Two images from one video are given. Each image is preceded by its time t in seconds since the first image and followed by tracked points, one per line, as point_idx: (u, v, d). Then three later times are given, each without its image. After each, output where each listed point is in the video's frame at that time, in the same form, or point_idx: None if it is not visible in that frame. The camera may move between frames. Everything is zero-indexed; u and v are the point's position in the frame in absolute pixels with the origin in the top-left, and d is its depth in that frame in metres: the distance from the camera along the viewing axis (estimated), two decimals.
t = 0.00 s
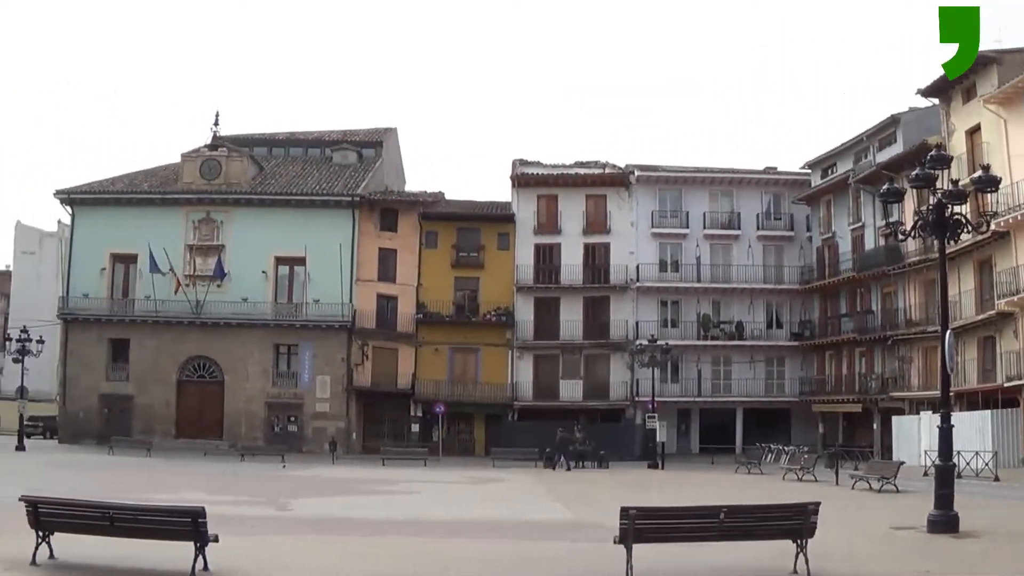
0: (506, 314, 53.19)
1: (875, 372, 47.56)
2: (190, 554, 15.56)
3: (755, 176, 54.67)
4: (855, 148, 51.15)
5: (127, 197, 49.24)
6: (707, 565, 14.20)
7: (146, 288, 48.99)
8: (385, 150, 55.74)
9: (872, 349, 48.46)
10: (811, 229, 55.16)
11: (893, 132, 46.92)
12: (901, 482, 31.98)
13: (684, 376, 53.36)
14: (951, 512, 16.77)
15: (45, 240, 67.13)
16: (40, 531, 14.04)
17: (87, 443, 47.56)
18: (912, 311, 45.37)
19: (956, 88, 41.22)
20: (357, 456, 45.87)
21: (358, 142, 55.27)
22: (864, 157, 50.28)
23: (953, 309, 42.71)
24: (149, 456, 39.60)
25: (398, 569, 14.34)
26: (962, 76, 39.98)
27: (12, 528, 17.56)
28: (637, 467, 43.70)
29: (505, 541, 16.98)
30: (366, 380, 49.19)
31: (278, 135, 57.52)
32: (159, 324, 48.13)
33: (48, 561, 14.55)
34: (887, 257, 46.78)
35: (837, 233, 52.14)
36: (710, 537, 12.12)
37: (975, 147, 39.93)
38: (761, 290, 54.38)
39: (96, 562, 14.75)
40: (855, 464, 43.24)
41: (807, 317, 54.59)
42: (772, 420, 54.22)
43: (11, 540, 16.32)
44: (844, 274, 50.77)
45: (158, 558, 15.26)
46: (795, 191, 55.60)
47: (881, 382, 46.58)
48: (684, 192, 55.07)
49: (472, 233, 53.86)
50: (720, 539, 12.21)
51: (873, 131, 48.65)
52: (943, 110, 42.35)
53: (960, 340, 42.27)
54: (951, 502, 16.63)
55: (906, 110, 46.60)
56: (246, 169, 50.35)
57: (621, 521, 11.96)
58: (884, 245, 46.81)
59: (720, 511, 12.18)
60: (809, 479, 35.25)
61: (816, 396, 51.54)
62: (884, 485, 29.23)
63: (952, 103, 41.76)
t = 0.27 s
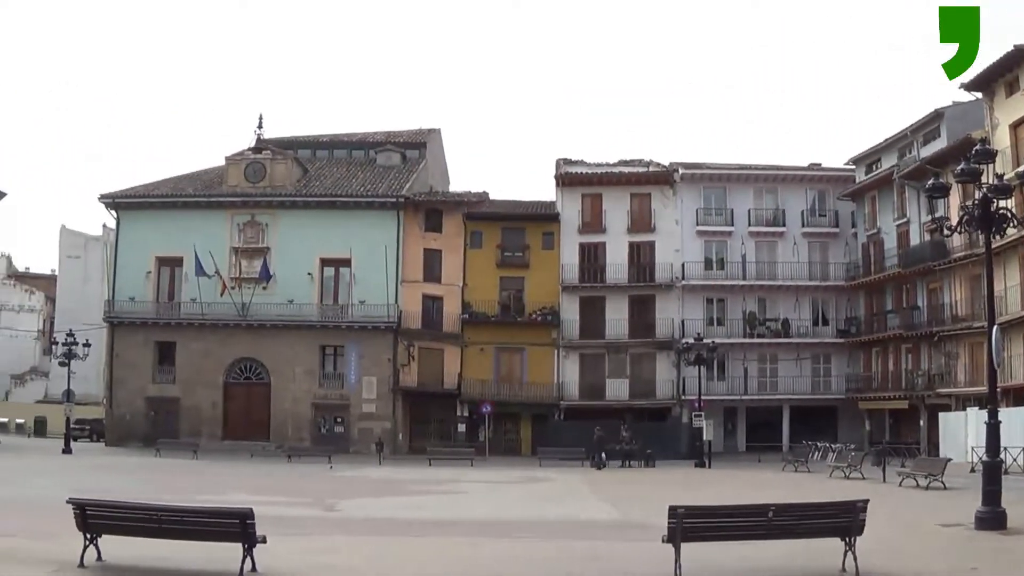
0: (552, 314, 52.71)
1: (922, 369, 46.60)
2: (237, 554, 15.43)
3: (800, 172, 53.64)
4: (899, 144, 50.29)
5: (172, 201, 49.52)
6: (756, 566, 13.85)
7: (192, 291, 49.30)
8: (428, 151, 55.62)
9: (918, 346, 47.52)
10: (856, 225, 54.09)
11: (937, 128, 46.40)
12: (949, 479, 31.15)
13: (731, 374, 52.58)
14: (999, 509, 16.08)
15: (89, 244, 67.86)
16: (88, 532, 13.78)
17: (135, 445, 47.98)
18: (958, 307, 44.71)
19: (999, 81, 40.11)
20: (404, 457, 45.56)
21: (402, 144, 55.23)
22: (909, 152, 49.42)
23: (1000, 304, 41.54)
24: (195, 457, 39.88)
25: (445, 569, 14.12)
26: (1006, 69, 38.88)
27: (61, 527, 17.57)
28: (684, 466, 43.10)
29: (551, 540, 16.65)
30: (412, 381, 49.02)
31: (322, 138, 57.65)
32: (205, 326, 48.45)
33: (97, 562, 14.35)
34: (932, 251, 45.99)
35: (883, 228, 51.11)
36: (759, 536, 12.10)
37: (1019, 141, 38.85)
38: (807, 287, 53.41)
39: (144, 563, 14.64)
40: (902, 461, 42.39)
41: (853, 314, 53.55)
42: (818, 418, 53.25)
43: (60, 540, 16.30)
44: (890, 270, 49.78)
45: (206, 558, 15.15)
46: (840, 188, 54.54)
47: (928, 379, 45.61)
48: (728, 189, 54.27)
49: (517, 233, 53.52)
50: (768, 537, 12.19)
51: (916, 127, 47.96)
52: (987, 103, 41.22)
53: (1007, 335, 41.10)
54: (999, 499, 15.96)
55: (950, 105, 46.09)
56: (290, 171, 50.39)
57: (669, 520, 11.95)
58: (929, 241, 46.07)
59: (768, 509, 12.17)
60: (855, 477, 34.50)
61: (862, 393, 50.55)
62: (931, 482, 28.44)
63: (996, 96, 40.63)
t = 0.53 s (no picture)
0: (592, 313, 52.27)
1: (962, 367, 45.77)
2: (280, 555, 15.33)
3: (839, 170, 52.76)
4: (938, 141, 49.45)
5: (212, 203, 49.83)
6: (807, 565, 13.61)
7: (232, 293, 49.51)
8: (467, 152, 55.54)
9: (959, 344, 46.68)
10: (896, 223, 53.16)
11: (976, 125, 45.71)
12: (991, 478, 30.46)
13: (772, 373, 51.82)
14: None
15: (129, 246, 68.03)
16: (130, 534, 13.68)
17: (176, 446, 48.29)
18: (999, 304, 44.03)
19: None
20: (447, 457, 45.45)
21: (441, 145, 55.16)
22: (948, 149, 48.58)
23: None
24: (237, 458, 40.10)
25: (489, 569, 13.97)
26: None
27: (103, 528, 17.53)
28: (725, 465, 42.56)
29: (596, 540, 16.41)
30: (453, 381, 48.95)
31: (360, 139, 57.70)
32: (246, 328, 48.67)
33: (138, 563, 14.14)
34: (972, 249, 45.21)
35: (923, 226, 50.24)
36: (801, 534, 12.33)
37: None
38: (848, 285, 52.54)
39: (186, 562, 14.55)
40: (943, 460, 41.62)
41: (893, 313, 52.59)
42: (859, 417, 52.37)
43: (102, 539, 16.25)
44: (930, 268, 48.89)
45: (247, 558, 15.05)
46: (880, 186, 53.61)
47: (968, 377, 44.79)
48: (768, 188, 53.53)
49: (557, 234, 53.12)
50: (810, 536, 12.42)
51: (955, 124, 47.18)
52: None
53: None
54: None
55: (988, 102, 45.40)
56: (330, 173, 50.69)
57: (712, 520, 12.17)
58: (970, 238, 45.29)
59: (809, 509, 12.42)
60: (896, 476, 33.85)
61: (902, 391, 49.66)
62: (972, 481, 27.77)
63: None
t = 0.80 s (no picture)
0: (631, 311, 51.92)
1: (1002, 363, 45.03)
2: (321, 554, 15.17)
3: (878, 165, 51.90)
4: (977, 136, 48.50)
5: (251, 204, 50.06)
6: (858, 565, 13.27)
7: (271, 293, 49.72)
8: (505, 151, 55.34)
9: (999, 340, 45.82)
10: (935, 218, 52.22)
11: (1015, 119, 44.81)
12: None
13: (811, 370, 51.05)
14: None
15: (168, 248, 68.83)
16: (171, 534, 13.51)
17: (216, 446, 48.57)
18: None
19: None
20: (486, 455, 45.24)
21: (478, 144, 55.01)
22: (987, 144, 47.59)
23: None
24: (276, 458, 40.20)
25: (532, 568, 13.71)
26: None
27: (143, 528, 17.49)
28: (764, 463, 41.94)
29: (637, 539, 16.10)
30: (493, 380, 48.77)
31: (398, 139, 57.68)
32: (285, 328, 48.88)
33: (179, 563, 13.97)
34: (1011, 244, 44.41)
35: (962, 222, 49.34)
36: (842, 532, 12.16)
37: None
38: (887, 282, 51.68)
39: (227, 562, 14.42)
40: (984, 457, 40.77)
41: (933, 309, 51.63)
42: (898, 414, 51.48)
43: (142, 539, 16.18)
44: (969, 264, 47.94)
45: (288, 557, 14.90)
46: (919, 181, 52.66)
47: (1008, 373, 43.93)
48: (806, 184, 52.77)
49: (595, 232, 52.86)
50: (851, 533, 12.26)
51: (993, 118, 46.22)
52: None
53: None
54: None
55: None
56: (368, 173, 50.79)
57: (752, 518, 12.01)
58: (1010, 233, 44.32)
59: (851, 507, 12.24)
60: (936, 473, 33.18)
61: (942, 388, 48.78)
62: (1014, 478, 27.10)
63: None
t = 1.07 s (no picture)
0: (671, 308, 51.41)
1: None
2: (362, 554, 15.06)
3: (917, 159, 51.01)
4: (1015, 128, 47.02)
5: (291, 205, 50.29)
6: (911, 565, 12.78)
7: (311, 294, 49.91)
8: (543, 149, 55.10)
9: None
10: (975, 212, 51.10)
11: None
12: None
13: (852, 366, 50.21)
14: None
15: (208, 249, 69.51)
16: (212, 535, 13.45)
17: (257, 446, 48.84)
18: None
19: None
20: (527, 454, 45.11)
21: (516, 143, 54.82)
22: None
23: None
24: (317, 458, 40.39)
25: (576, 567, 13.51)
26: None
27: (185, 529, 17.52)
28: (804, 460, 41.35)
29: (678, 536, 15.87)
30: (532, 379, 48.67)
31: (436, 139, 57.59)
32: (325, 328, 49.06)
33: (220, 564, 13.91)
34: None
35: (1001, 216, 48.11)
36: (883, 529, 11.90)
37: None
38: (927, 277, 50.79)
39: (269, 562, 14.35)
40: None
41: (973, 304, 50.58)
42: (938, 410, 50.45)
43: (185, 540, 16.20)
44: (1009, 258, 46.88)
45: (330, 557, 14.81)
46: (958, 175, 51.67)
47: None
48: (845, 179, 51.97)
49: (635, 229, 52.46)
50: (892, 530, 11.99)
51: None
52: None
53: None
54: None
55: None
56: (406, 173, 50.76)
57: (794, 515, 11.75)
58: None
59: (893, 503, 11.96)
60: (978, 469, 32.46)
61: (984, 383, 47.81)
62: None
63: None
